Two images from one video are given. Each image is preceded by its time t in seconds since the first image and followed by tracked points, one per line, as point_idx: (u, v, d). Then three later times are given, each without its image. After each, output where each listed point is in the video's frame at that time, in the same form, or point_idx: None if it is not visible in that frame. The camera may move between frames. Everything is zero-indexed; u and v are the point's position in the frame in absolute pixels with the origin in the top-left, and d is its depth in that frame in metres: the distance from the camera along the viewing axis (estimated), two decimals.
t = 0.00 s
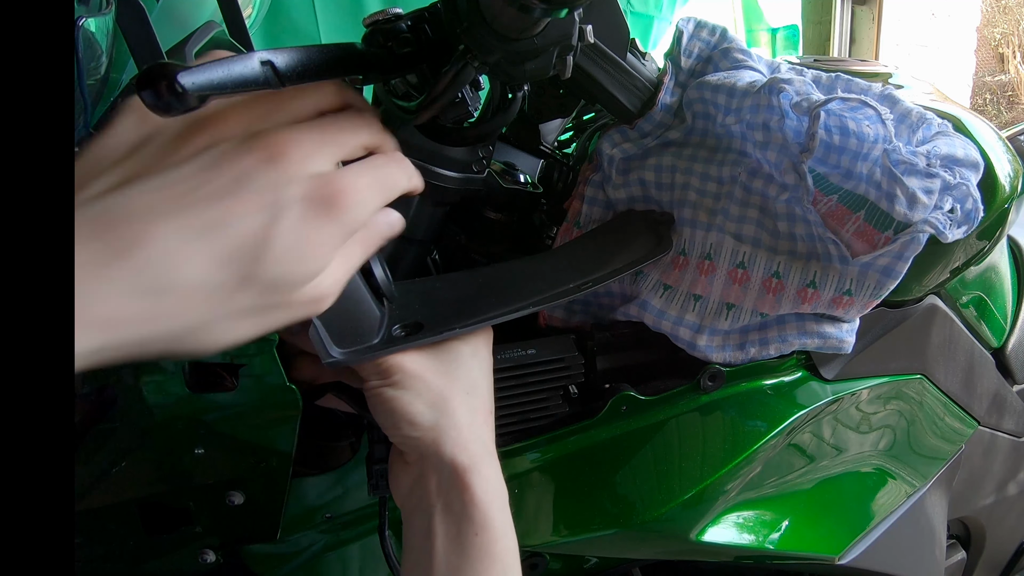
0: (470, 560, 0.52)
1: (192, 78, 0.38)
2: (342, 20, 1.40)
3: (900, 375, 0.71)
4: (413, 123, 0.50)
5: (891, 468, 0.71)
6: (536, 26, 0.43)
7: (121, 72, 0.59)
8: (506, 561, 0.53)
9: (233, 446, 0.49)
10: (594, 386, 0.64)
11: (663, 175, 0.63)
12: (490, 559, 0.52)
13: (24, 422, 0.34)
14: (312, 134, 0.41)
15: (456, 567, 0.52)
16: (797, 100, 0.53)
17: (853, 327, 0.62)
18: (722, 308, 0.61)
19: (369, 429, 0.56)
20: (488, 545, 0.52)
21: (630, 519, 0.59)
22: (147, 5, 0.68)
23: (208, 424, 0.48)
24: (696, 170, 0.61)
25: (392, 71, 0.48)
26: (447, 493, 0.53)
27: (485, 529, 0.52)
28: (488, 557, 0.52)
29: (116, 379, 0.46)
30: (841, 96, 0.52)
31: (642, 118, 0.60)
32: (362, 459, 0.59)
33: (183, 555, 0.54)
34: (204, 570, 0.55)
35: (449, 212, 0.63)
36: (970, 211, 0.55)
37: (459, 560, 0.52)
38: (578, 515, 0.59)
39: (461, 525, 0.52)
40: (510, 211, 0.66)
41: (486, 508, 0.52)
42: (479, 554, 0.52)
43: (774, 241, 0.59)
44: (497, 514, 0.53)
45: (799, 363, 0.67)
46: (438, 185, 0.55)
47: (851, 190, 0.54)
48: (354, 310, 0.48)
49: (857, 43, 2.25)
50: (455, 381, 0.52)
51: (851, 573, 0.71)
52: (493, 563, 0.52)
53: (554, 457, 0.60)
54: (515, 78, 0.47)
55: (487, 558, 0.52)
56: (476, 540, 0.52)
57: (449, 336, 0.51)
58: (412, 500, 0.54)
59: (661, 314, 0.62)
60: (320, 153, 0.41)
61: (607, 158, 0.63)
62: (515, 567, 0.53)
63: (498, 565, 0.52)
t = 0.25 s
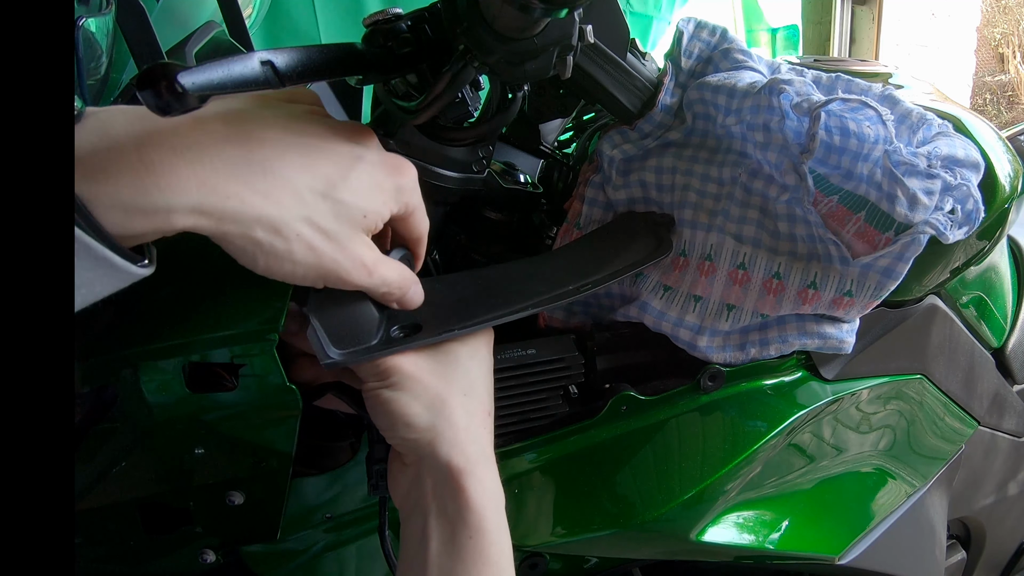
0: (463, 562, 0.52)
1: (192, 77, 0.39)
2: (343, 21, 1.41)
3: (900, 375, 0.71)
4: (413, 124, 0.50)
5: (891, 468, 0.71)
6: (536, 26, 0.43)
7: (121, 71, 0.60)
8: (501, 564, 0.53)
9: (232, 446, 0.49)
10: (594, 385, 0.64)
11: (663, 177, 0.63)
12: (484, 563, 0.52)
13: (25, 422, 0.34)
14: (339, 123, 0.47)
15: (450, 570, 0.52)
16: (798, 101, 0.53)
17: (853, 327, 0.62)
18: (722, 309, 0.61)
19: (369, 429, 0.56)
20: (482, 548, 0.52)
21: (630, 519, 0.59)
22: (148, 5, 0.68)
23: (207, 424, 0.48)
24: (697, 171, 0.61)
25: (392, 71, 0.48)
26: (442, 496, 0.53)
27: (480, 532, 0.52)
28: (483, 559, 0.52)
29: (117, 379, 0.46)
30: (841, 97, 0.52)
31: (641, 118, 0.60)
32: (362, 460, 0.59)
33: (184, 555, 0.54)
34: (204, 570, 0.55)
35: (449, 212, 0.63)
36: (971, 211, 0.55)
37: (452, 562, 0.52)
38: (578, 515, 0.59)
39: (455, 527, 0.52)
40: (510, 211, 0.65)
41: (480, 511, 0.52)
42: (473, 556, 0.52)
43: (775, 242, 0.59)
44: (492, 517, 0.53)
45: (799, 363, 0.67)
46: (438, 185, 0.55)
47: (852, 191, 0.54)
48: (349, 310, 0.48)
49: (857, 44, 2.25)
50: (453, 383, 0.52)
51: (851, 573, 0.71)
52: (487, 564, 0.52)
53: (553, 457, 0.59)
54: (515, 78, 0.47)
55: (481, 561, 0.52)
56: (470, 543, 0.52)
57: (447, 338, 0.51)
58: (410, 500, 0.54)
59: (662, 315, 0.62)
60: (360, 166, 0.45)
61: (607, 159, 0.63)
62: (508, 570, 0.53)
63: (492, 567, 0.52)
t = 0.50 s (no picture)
0: (463, 562, 0.52)
1: (192, 77, 0.39)
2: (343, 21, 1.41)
3: (900, 375, 0.71)
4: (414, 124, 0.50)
5: (891, 468, 0.71)
6: (536, 26, 0.43)
7: (121, 72, 0.60)
8: (501, 564, 0.53)
9: (232, 446, 0.49)
10: (595, 385, 0.64)
11: (664, 178, 0.62)
12: (484, 563, 0.52)
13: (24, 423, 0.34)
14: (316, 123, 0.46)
15: (450, 571, 0.52)
16: (798, 102, 0.53)
17: (853, 327, 0.62)
18: (722, 310, 0.61)
19: (369, 428, 0.56)
20: (481, 549, 0.52)
21: (630, 519, 0.59)
22: (147, 5, 0.68)
23: (207, 424, 0.48)
24: (697, 172, 0.61)
25: (392, 71, 0.48)
26: (442, 496, 0.53)
27: (480, 532, 0.52)
28: (482, 559, 0.52)
29: (117, 379, 0.46)
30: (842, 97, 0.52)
31: (641, 118, 0.60)
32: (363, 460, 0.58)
33: (184, 556, 0.54)
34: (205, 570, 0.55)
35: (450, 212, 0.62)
36: (970, 212, 0.55)
37: (452, 563, 0.52)
38: (578, 515, 0.59)
39: (455, 528, 0.52)
40: (511, 211, 0.66)
41: (480, 512, 0.52)
42: (473, 557, 0.52)
43: (775, 243, 0.59)
44: (492, 518, 0.53)
45: (799, 363, 0.67)
46: (439, 185, 0.56)
47: (852, 192, 0.54)
48: (350, 312, 0.48)
49: (857, 44, 2.25)
50: (453, 384, 0.52)
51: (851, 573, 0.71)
52: (485, 565, 0.52)
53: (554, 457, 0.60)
54: (515, 79, 0.47)
55: (480, 562, 0.52)
56: (470, 544, 0.52)
57: (447, 339, 0.51)
58: (409, 500, 0.54)
59: (662, 316, 0.62)
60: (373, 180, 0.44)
61: (608, 160, 0.63)
62: (507, 570, 0.53)
63: (491, 566, 0.53)
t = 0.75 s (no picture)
0: (463, 563, 0.52)
1: (192, 77, 0.39)
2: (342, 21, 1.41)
3: (900, 375, 0.71)
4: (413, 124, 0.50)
5: (891, 468, 0.71)
6: (536, 26, 0.43)
7: (120, 72, 0.59)
8: (502, 565, 0.53)
9: (232, 447, 0.50)
10: (594, 385, 0.64)
11: (664, 178, 0.62)
12: (483, 564, 0.52)
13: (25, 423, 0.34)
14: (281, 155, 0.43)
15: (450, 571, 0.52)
16: (798, 102, 0.53)
17: (853, 327, 0.62)
18: (722, 310, 0.61)
19: (369, 429, 0.56)
20: (481, 549, 0.52)
21: (631, 518, 0.58)
22: (147, 5, 0.67)
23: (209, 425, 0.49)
24: (697, 172, 0.61)
25: (392, 71, 0.48)
26: (443, 496, 0.53)
27: (480, 532, 0.52)
28: (481, 560, 0.52)
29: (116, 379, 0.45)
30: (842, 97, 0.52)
31: (640, 118, 0.60)
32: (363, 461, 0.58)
33: (184, 556, 0.54)
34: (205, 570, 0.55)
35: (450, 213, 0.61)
36: (970, 212, 0.55)
37: (452, 563, 0.52)
38: (578, 515, 0.59)
39: (455, 528, 0.52)
40: (509, 211, 0.65)
41: (481, 512, 0.52)
42: (472, 557, 0.52)
43: (775, 243, 0.59)
44: (493, 519, 0.53)
45: (798, 363, 0.67)
46: (438, 186, 0.54)
47: (852, 192, 0.54)
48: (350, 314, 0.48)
49: (857, 44, 2.25)
50: (453, 384, 0.52)
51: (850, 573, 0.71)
52: (485, 565, 0.52)
53: (554, 457, 0.60)
54: (515, 78, 0.47)
55: (480, 562, 0.52)
56: (470, 544, 0.52)
57: (446, 340, 0.51)
58: (411, 499, 0.54)
59: (662, 316, 0.61)
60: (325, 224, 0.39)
61: (608, 161, 0.63)
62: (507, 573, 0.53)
63: (490, 567, 0.52)
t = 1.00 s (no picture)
0: (463, 563, 0.51)
1: (192, 77, 0.39)
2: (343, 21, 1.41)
3: (900, 375, 0.71)
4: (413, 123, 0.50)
5: (891, 468, 0.71)
6: (536, 26, 0.43)
7: (121, 72, 0.59)
8: (503, 564, 0.52)
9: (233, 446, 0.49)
10: (594, 385, 0.64)
11: (664, 178, 0.63)
12: (483, 564, 0.52)
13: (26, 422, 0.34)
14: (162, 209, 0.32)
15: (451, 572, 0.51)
16: (798, 102, 0.53)
17: (853, 327, 0.62)
18: (722, 310, 0.60)
19: (369, 429, 0.56)
20: (481, 549, 0.52)
21: (630, 518, 0.59)
22: (147, 5, 0.67)
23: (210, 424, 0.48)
24: (697, 172, 0.61)
25: (392, 71, 0.48)
26: (444, 496, 0.53)
27: (481, 532, 0.52)
28: (481, 560, 0.52)
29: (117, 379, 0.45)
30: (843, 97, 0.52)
31: (640, 118, 0.60)
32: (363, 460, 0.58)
33: (184, 556, 0.54)
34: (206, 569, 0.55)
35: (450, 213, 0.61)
36: (971, 213, 0.55)
37: (453, 563, 0.51)
38: (578, 515, 0.59)
39: (456, 528, 0.52)
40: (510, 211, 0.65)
41: (481, 512, 0.52)
42: (473, 557, 0.51)
43: (775, 243, 0.59)
44: (493, 519, 0.53)
45: (799, 363, 0.67)
46: (438, 186, 0.54)
47: (852, 192, 0.54)
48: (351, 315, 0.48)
49: (857, 44, 2.25)
50: (453, 384, 0.52)
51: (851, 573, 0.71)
52: (485, 565, 0.52)
53: (554, 457, 0.60)
54: (515, 78, 0.47)
55: (480, 562, 0.52)
56: (470, 544, 0.52)
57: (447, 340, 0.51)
58: (411, 499, 0.54)
59: (662, 316, 0.61)
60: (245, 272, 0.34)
61: (608, 161, 0.63)
62: (509, 572, 0.53)
63: (491, 567, 0.52)
